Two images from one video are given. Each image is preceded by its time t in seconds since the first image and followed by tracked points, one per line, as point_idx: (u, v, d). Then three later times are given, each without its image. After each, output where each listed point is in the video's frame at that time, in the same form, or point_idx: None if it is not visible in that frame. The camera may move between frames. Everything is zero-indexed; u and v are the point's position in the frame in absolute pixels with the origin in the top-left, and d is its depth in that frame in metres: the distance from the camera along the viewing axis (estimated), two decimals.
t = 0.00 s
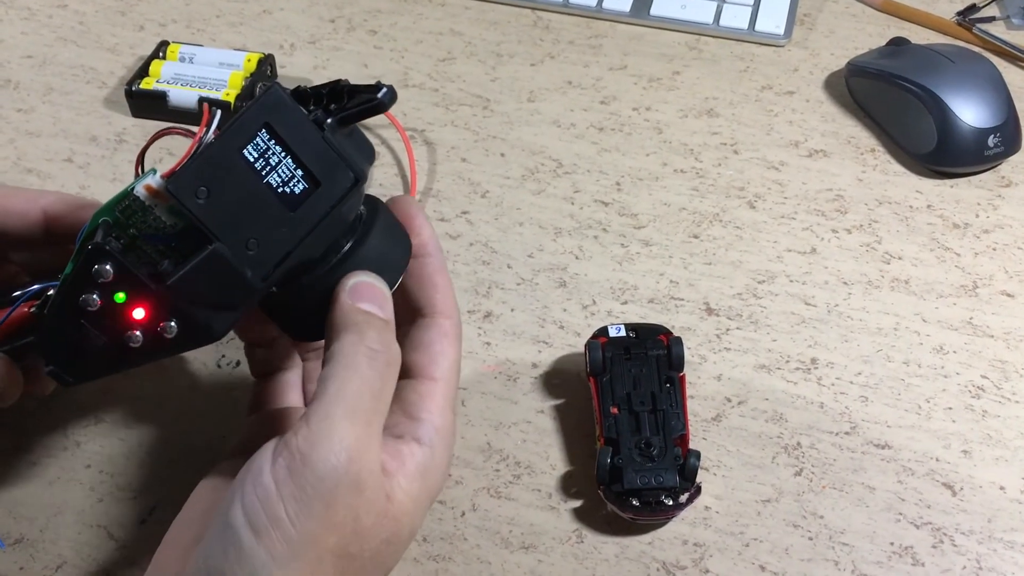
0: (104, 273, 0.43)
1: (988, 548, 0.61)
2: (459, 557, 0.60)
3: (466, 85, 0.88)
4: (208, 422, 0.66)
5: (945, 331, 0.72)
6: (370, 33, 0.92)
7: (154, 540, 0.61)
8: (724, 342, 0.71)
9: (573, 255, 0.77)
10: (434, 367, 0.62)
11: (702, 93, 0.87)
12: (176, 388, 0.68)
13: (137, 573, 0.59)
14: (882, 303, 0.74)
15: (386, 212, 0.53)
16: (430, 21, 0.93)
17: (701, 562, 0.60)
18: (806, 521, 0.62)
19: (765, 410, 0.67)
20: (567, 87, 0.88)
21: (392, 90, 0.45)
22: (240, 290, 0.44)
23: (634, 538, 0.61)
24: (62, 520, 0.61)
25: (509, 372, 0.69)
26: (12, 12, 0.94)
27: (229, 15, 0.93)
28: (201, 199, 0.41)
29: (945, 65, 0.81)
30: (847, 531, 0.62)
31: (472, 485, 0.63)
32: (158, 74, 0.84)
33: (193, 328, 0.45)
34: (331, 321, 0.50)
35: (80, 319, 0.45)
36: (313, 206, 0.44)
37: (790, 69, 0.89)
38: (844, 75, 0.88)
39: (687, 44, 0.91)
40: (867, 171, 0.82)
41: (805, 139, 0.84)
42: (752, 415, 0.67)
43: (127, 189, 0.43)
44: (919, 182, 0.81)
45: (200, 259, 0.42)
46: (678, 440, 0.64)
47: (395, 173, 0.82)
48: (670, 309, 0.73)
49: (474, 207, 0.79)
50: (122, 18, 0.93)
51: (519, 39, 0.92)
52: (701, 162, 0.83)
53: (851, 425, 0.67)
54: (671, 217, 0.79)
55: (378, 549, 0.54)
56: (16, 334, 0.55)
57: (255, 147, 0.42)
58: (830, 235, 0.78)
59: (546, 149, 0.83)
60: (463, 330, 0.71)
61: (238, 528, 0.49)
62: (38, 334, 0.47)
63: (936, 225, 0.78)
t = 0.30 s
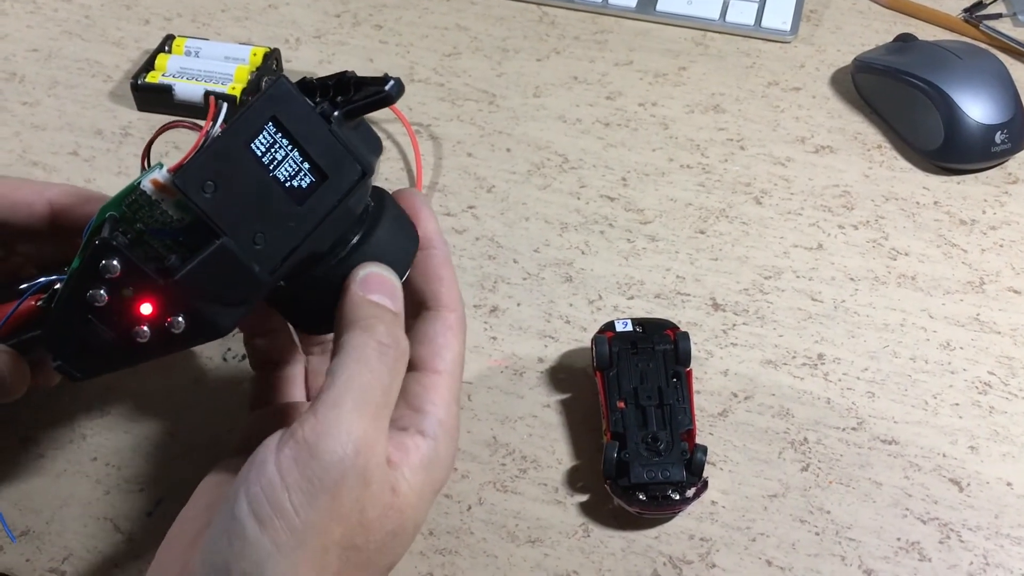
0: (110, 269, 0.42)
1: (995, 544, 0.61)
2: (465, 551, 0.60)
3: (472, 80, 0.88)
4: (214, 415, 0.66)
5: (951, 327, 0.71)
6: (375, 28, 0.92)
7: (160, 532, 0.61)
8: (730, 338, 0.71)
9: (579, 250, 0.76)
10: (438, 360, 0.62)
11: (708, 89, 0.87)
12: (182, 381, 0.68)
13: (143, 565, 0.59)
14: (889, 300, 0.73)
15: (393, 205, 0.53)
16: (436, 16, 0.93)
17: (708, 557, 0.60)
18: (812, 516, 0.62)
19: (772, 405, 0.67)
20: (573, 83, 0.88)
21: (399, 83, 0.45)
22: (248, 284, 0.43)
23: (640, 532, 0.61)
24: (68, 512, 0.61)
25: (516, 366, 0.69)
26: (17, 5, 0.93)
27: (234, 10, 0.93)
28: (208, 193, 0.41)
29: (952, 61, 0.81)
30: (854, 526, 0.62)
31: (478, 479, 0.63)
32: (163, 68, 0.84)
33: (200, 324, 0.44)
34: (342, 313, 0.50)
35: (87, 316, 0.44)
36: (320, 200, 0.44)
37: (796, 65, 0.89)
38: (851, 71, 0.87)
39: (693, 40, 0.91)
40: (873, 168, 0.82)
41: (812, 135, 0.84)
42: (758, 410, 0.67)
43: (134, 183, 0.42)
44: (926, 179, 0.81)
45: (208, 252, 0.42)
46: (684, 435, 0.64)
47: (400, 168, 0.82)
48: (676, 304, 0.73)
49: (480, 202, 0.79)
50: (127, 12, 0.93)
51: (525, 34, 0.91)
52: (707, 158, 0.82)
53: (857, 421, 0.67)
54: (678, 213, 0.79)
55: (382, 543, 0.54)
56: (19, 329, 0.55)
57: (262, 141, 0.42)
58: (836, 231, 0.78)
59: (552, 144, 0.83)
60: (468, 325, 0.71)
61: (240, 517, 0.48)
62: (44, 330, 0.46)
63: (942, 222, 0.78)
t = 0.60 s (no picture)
0: (111, 258, 0.43)
1: (1001, 545, 0.61)
2: (471, 550, 0.60)
3: (478, 80, 0.88)
4: (222, 413, 0.66)
5: (957, 329, 0.72)
6: (382, 28, 0.92)
7: (168, 530, 0.61)
8: (736, 338, 0.71)
9: (585, 250, 0.77)
10: (446, 360, 0.61)
11: (714, 90, 0.87)
12: (189, 379, 0.68)
13: (151, 563, 0.60)
14: (894, 301, 0.73)
15: (398, 197, 0.53)
16: (442, 16, 0.93)
17: (714, 557, 0.61)
18: (818, 517, 0.62)
19: (778, 406, 0.67)
20: (579, 83, 0.88)
21: (402, 71, 0.45)
22: (249, 273, 0.44)
23: (647, 532, 0.61)
24: (76, 509, 0.61)
25: (522, 366, 0.69)
26: (25, 4, 0.94)
27: (241, 10, 0.94)
28: (207, 181, 0.41)
29: (957, 63, 0.81)
30: (859, 527, 0.62)
31: (485, 478, 0.63)
32: (171, 67, 0.85)
33: (200, 313, 0.45)
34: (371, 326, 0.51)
35: (89, 303, 0.45)
36: (321, 188, 0.44)
37: (802, 66, 0.89)
38: (856, 73, 0.87)
39: (699, 41, 0.91)
40: (879, 169, 0.82)
41: (817, 136, 0.84)
42: (764, 411, 0.67)
43: (133, 172, 0.42)
44: (931, 180, 0.81)
45: (209, 241, 0.42)
46: (690, 435, 0.64)
47: (407, 168, 0.82)
48: (682, 304, 0.73)
49: (486, 202, 0.79)
50: (135, 12, 0.93)
51: (531, 35, 0.92)
52: (713, 158, 0.83)
53: (863, 421, 0.67)
54: (683, 214, 0.79)
55: (396, 550, 0.53)
56: (24, 323, 0.55)
57: (263, 129, 0.42)
58: (842, 232, 0.78)
59: (558, 144, 0.83)
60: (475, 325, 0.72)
61: (257, 524, 0.48)
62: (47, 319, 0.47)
63: (948, 223, 0.78)
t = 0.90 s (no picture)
0: (125, 288, 0.42)
1: (1014, 548, 0.61)
2: (481, 552, 0.60)
3: (485, 80, 0.88)
4: (230, 415, 0.66)
5: (968, 330, 0.71)
6: (389, 27, 0.92)
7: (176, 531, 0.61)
8: (745, 340, 0.71)
9: (593, 251, 0.76)
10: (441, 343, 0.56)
11: (722, 90, 0.87)
12: (198, 382, 0.68)
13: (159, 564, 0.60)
14: (904, 302, 0.73)
15: (409, 214, 0.52)
16: (449, 16, 0.93)
17: (724, 559, 0.60)
18: (829, 519, 0.62)
19: (788, 408, 0.67)
20: (586, 83, 0.88)
21: (417, 95, 0.45)
22: (264, 301, 0.43)
23: (657, 534, 0.61)
24: (84, 510, 0.61)
25: (531, 367, 0.69)
26: (31, 3, 0.94)
27: (248, 9, 0.94)
28: (221, 211, 0.40)
29: (967, 63, 0.80)
30: (870, 530, 0.62)
31: (494, 480, 0.63)
32: (177, 67, 0.85)
33: (214, 341, 0.44)
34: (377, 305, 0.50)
35: (102, 333, 0.44)
36: (335, 213, 0.44)
37: (810, 66, 0.88)
38: (865, 73, 0.87)
39: (707, 41, 0.91)
40: (888, 170, 0.81)
41: (826, 136, 0.84)
42: (774, 413, 0.67)
43: (146, 200, 0.42)
44: (941, 181, 0.80)
45: (223, 271, 0.41)
46: (700, 437, 0.64)
47: (414, 168, 0.82)
48: (691, 305, 0.73)
49: (494, 202, 0.79)
50: (141, 11, 0.93)
51: (538, 34, 0.91)
52: (721, 159, 0.82)
53: (874, 424, 0.66)
54: (692, 214, 0.79)
55: (394, 528, 0.52)
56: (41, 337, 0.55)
57: (277, 155, 0.41)
58: (851, 233, 0.77)
59: (565, 145, 0.83)
60: (483, 326, 0.71)
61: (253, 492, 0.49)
62: (59, 345, 0.46)
63: (958, 224, 0.77)
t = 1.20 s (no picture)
0: (131, 265, 0.41)
1: None
2: (489, 552, 0.60)
3: (492, 76, 0.87)
4: (237, 413, 0.66)
5: (979, 330, 0.71)
6: (395, 23, 0.91)
7: (184, 530, 0.61)
8: (755, 338, 0.70)
9: (601, 248, 0.76)
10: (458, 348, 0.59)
11: (731, 86, 0.86)
12: (205, 379, 0.68)
13: (167, 563, 0.59)
14: (915, 301, 0.72)
15: (418, 204, 0.51)
16: (455, 11, 0.92)
17: (734, 560, 0.60)
18: (839, 520, 0.62)
19: (798, 407, 0.66)
20: (594, 80, 0.87)
21: (426, 78, 0.44)
22: (269, 281, 0.43)
23: (666, 535, 0.61)
24: (91, 508, 0.61)
25: (539, 365, 0.69)
26: None
27: (253, 5, 0.93)
28: (229, 188, 0.40)
29: (977, 60, 0.79)
30: (881, 530, 0.61)
31: (502, 480, 0.63)
32: (184, 63, 0.84)
33: (220, 322, 0.43)
34: (378, 315, 0.49)
35: (107, 311, 0.43)
36: (343, 196, 0.43)
37: (819, 63, 0.88)
38: (875, 69, 0.86)
39: (715, 37, 0.90)
40: (898, 167, 0.81)
41: (835, 133, 0.83)
42: (784, 412, 0.66)
43: (154, 178, 0.41)
44: (952, 178, 0.80)
45: (230, 249, 0.41)
46: (710, 436, 0.63)
47: (421, 165, 0.81)
48: (700, 304, 0.72)
49: (501, 199, 0.79)
50: (147, 7, 0.93)
51: (545, 30, 0.91)
52: (730, 156, 0.82)
53: (885, 423, 0.66)
54: (700, 211, 0.78)
55: (413, 546, 0.51)
56: (46, 326, 0.54)
57: (286, 135, 0.41)
58: (861, 231, 0.77)
59: (573, 141, 0.83)
60: (491, 324, 0.71)
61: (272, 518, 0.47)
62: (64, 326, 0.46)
63: (969, 222, 0.77)
